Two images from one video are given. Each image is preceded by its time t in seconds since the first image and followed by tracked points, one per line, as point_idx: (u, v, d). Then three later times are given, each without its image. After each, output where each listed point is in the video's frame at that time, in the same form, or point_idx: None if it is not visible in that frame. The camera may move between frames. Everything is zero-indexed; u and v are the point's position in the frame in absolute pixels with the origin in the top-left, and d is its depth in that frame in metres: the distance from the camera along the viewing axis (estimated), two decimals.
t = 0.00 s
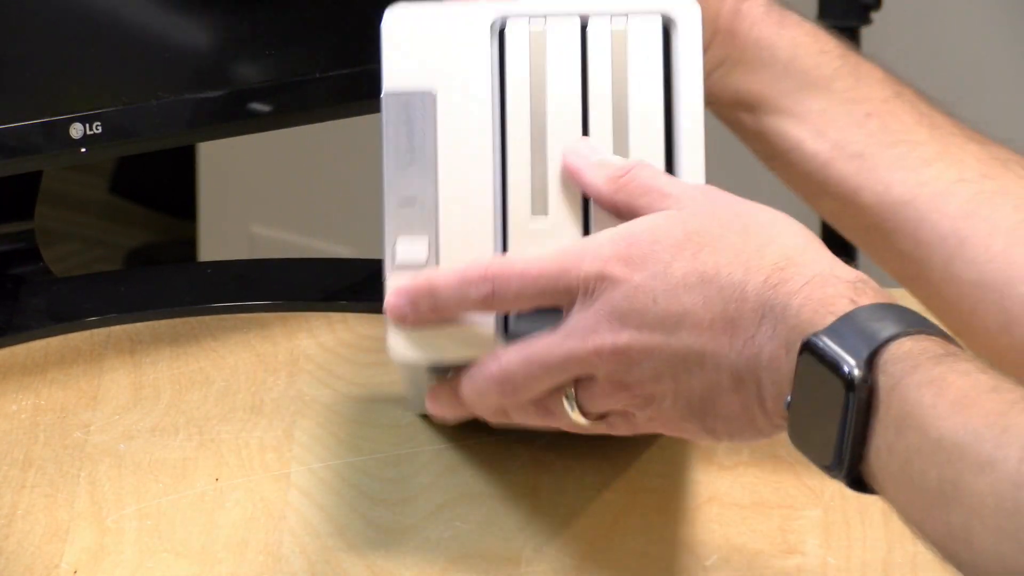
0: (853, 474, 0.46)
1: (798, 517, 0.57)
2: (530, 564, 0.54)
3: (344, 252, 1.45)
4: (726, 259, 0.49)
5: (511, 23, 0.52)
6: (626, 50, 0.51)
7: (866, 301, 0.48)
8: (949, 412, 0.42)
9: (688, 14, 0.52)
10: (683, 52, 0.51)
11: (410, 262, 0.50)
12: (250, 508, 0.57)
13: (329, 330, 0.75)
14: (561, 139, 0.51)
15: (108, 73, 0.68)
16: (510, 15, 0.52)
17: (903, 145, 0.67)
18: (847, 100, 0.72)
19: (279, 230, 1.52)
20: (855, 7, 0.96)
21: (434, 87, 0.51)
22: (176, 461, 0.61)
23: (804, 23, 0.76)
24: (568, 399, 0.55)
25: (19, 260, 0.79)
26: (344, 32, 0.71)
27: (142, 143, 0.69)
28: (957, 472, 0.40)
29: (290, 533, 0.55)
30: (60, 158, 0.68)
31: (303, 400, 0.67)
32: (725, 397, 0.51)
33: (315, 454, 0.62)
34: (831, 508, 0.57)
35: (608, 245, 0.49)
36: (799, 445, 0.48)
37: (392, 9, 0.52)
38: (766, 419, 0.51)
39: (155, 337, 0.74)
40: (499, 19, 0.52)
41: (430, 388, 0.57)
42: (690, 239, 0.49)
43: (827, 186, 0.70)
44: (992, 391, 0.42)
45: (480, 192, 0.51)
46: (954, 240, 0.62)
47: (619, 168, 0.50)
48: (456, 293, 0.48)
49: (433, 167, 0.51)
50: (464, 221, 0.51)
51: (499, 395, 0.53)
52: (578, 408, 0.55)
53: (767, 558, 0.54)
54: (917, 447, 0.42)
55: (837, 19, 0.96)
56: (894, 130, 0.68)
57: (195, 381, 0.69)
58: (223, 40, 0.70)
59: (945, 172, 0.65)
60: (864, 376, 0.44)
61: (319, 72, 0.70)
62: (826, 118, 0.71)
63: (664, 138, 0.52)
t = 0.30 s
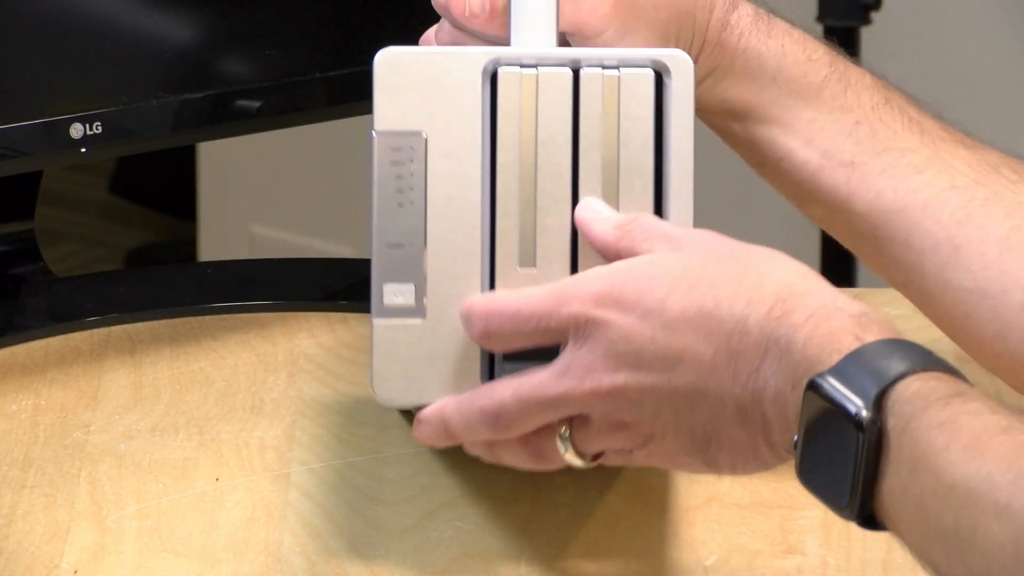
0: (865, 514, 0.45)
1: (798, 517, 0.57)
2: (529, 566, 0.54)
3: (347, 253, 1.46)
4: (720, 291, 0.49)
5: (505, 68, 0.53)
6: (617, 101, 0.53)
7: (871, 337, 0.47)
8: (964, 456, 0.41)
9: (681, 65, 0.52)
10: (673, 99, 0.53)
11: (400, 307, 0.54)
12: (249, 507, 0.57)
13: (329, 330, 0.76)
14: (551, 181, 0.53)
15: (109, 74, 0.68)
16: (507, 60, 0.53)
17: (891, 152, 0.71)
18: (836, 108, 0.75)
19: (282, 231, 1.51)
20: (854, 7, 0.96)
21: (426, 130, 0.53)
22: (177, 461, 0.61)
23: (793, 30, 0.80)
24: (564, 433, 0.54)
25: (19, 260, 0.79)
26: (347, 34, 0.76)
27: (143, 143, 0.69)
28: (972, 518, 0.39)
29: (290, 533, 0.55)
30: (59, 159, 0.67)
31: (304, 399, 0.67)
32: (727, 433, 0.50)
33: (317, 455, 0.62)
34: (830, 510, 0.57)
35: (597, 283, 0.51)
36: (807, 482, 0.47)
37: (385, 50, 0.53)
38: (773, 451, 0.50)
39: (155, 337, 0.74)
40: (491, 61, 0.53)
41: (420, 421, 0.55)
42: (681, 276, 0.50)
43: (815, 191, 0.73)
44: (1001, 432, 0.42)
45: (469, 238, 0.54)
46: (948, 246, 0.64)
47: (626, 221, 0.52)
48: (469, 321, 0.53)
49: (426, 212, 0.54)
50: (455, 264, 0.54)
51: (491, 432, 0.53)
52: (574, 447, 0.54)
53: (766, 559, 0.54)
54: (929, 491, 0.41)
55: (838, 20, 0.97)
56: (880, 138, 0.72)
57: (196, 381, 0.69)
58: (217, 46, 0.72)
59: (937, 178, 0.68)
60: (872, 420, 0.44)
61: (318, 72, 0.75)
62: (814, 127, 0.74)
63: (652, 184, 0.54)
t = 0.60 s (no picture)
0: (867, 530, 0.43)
1: (798, 518, 0.57)
2: (531, 564, 0.53)
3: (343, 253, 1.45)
4: (698, 319, 0.47)
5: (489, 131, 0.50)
6: (604, 165, 0.49)
7: (852, 354, 0.45)
8: (959, 475, 0.39)
9: (668, 127, 0.49)
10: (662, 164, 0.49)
11: (383, 372, 0.51)
12: (249, 508, 0.57)
13: (329, 330, 0.76)
14: (537, 246, 0.50)
15: (109, 77, 0.69)
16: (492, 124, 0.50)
17: (893, 168, 0.68)
18: (835, 123, 0.70)
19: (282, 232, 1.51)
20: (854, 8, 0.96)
21: (409, 193, 0.50)
22: (177, 461, 0.61)
23: (790, 41, 0.73)
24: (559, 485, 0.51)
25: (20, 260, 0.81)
26: (344, 34, 0.78)
27: (143, 143, 0.71)
28: (970, 541, 0.38)
29: (290, 534, 0.55)
30: (60, 158, 0.69)
31: (303, 399, 0.68)
32: (726, 458, 0.47)
33: (318, 455, 0.62)
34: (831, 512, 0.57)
35: (571, 328, 0.48)
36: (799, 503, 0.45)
37: (370, 111, 0.50)
38: (769, 472, 0.48)
39: (155, 337, 0.74)
40: (477, 122, 0.50)
41: (414, 485, 0.52)
42: (660, 308, 0.47)
43: (818, 208, 0.70)
44: (995, 449, 0.40)
45: (453, 307, 0.51)
46: (954, 262, 0.63)
47: (591, 241, 0.48)
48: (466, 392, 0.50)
49: (409, 279, 0.51)
50: (437, 332, 0.51)
51: (488, 487, 0.50)
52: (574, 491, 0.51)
53: (766, 559, 0.53)
54: (923, 514, 0.40)
55: (837, 19, 0.97)
56: (882, 152, 0.69)
57: (196, 381, 0.69)
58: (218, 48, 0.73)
59: (941, 193, 0.66)
60: (860, 443, 0.42)
61: (317, 72, 0.77)
62: (816, 144, 0.70)
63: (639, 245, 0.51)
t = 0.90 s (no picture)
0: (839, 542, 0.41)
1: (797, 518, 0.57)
2: (530, 564, 0.53)
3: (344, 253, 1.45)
4: (665, 336, 0.46)
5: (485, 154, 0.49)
6: (600, 189, 0.49)
7: (822, 364, 0.44)
8: (937, 481, 0.37)
9: (664, 152, 0.48)
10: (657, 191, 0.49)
11: (379, 395, 0.51)
12: (249, 508, 0.57)
13: (329, 330, 0.76)
14: (533, 267, 0.50)
15: (108, 77, 0.69)
16: (489, 149, 0.49)
17: (891, 171, 0.68)
18: (832, 128, 0.70)
19: (280, 231, 1.51)
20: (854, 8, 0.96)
21: (404, 219, 0.49)
22: (176, 461, 0.61)
23: (784, 47, 0.73)
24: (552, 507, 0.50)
25: (19, 261, 0.81)
26: (345, 32, 0.79)
27: (143, 143, 0.71)
28: (955, 547, 0.36)
29: (290, 534, 0.55)
30: (60, 158, 0.69)
31: (303, 399, 0.68)
32: (699, 475, 0.47)
33: (318, 456, 0.62)
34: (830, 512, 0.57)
35: (546, 354, 0.48)
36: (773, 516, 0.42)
37: (364, 137, 0.48)
38: (741, 489, 0.47)
39: (155, 337, 0.74)
40: (472, 147, 0.49)
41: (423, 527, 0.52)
42: (633, 329, 0.47)
43: (814, 214, 0.69)
44: (975, 454, 0.38)
45: (449, 332, 0.50)
46: (952, 266, 0.63)
47: (580, 241, 0.48)
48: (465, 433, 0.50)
49: (403, 304, 0.50)
50: (433, 355, 0.51)
51: (483, 519, 0.50)
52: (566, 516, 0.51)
53: (766, 559, 0.53)
54: (901, 520, 0.38)
55: (836, 19, 0.97)
56: (880, 156, 0.69)
57: (196, 381, 0.69)
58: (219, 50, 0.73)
59: (939, 198, 0.66)
60: (836, 451, 0.40)
61: (318, 71, 0.78)
62: (811, 149, 0.69)
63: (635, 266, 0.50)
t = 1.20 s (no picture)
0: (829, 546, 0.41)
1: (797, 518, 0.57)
2: (530, 565, 0.53)
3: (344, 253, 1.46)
4: (652, 343, 0.46)
5: (484, 173, 0.49)
6: (597, 206, 0.49)
7: (806, 371, 0.43)
8: (928, 487, 0.37)
9: (663, 172, 0.48)
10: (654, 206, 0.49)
11: (377, 414, 0.51)
12: (249, 508, 0.57)
13: (329, 330, 0.76)
14: (531, 283, 0.50)
15: (108, 78, 0.69)
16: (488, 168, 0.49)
17: (892, 174, 0.68)
18: (831, 131, 0.70)
19: (279, 231, 1.51)
20: (854, 8, 0.96)
21: (403, 238, 0.49)
22: (176, 461, 0.61)
23: (783, 49, 0.73)
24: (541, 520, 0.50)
25: (19, 260, 0.81)
26: (345, 34, 0.79)
27: (142, 143, 0.71)
28: (946, 552, 0.36)
29: (290, 534, 0.55)
30: (59, 158, 0.68)
31: (303, 399, 0.68)
32: (690, 482, 0.46)
33: (318, 456, 0.62)
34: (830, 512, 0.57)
35: (539, 363, 0.48)
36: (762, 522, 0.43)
37: (363, 156, 0.48)
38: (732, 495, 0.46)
39: (155, 337, 0.74)
40: (472, 166, 0.48)
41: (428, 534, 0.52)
42: (624, 336, 0.47)
43: (814, 216, 0.69)
44: (964, 458, 0.38)
45: (447, 350, 0.50)
46: (953, 268, 0.63)
47: (580, 228, 0.48)
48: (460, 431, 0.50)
49: (403, 323, 0.50)
50: (432, 374, 0.51)
51: (479, 531, 0.50)
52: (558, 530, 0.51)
53: (766, 559, 0.53)
54: (893, 525, 0.38)
55: (836, 19, 0.97)
56: (880, 159, 0.69)
57: (195, 381, 0.69)
58: (219, 52, 0.73)
59: (940, 200, 0.66)
60: (821, 457, 0.40)
61: (318, 71, 0.78)
62: (811, 151, 0.69)
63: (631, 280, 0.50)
